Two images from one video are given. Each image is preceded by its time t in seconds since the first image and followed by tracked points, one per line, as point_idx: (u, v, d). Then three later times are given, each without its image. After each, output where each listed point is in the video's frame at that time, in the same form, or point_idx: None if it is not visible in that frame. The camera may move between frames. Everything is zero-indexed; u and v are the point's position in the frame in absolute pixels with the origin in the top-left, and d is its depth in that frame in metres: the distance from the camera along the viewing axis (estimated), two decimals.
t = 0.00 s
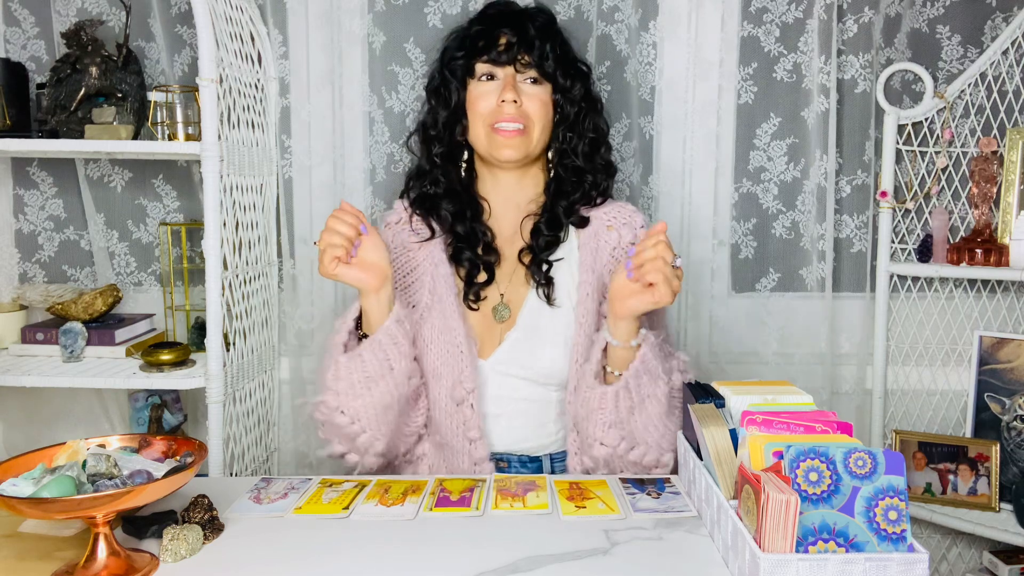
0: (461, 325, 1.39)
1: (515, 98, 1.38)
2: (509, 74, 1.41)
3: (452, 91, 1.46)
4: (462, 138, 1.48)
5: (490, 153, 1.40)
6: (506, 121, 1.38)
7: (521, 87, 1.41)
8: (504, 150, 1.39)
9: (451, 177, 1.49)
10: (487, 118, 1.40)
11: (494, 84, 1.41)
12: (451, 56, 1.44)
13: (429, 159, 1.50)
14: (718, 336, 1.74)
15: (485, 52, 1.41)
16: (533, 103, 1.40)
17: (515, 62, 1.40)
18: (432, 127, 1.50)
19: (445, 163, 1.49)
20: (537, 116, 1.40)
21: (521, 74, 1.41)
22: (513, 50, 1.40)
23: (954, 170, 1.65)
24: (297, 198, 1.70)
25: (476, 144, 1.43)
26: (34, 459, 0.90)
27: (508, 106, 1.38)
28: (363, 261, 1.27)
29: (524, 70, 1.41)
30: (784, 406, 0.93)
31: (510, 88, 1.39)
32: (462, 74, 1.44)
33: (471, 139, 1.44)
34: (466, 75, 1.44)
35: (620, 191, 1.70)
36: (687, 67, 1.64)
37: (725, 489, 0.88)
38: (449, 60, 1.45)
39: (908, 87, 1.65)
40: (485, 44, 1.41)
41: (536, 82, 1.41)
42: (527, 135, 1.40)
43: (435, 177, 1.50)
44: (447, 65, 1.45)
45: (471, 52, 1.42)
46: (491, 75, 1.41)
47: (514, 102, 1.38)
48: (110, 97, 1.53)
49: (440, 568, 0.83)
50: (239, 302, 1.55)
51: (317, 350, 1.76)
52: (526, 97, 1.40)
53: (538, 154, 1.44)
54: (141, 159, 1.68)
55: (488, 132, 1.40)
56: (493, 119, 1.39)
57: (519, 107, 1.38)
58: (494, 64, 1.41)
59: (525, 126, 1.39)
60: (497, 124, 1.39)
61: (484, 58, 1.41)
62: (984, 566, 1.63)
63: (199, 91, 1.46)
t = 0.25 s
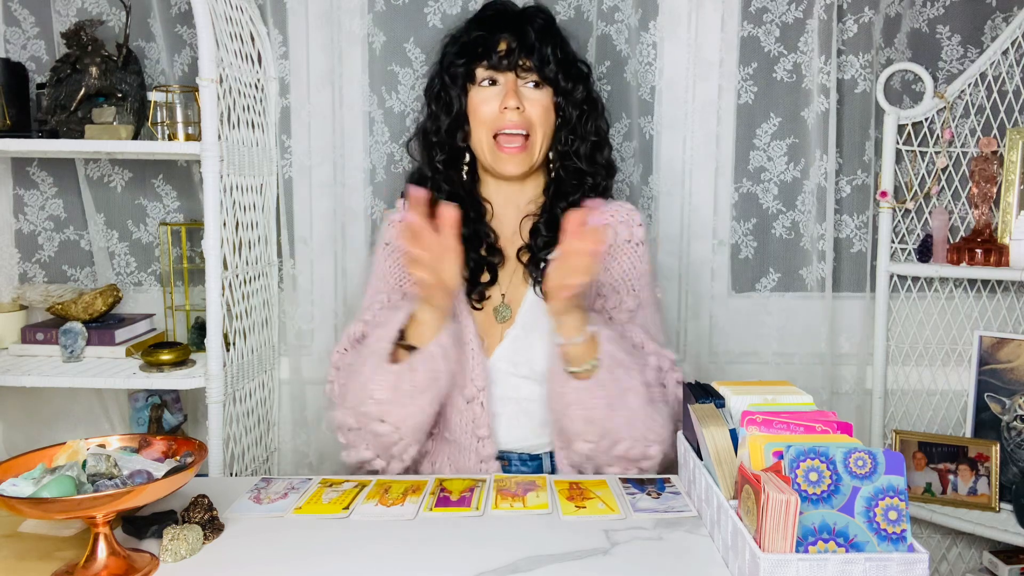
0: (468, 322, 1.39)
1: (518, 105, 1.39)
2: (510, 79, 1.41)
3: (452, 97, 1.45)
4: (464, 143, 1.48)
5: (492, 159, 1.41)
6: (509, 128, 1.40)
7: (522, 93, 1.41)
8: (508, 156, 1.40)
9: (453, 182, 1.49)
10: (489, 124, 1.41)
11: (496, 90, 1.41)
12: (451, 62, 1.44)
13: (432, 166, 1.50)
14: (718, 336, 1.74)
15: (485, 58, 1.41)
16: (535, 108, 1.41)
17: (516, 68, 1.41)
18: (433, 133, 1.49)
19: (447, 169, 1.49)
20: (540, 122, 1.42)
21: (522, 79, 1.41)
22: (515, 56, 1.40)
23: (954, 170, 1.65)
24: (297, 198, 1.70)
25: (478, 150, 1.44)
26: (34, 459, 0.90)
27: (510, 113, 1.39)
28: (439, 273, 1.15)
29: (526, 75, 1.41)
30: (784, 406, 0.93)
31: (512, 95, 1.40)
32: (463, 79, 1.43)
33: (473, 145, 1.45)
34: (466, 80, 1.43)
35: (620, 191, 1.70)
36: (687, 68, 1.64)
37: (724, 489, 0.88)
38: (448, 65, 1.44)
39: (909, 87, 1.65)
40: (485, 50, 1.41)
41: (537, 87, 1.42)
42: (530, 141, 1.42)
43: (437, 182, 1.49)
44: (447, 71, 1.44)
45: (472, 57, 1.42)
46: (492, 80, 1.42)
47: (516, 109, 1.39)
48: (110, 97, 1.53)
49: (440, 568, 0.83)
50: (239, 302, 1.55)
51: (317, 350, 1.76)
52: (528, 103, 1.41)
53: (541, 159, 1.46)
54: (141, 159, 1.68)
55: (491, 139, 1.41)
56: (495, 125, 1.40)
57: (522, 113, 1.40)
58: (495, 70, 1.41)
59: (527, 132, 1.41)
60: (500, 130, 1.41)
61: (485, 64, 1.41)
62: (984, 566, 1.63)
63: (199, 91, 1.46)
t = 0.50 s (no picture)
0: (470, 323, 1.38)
1: (517, 107, 1.38)
2: (509, 82, 1.41)
3: (451, 99, 1.45)
4: (462, 145, 1.47)
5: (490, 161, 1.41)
6: (508, 131, 1.40)
7: (521, 95, 1.41)
8: (506, 158, 1.40)
9: (452, 183, 1.48)
10: (487, 127, 1.40)
11: (495, 92, 1.41)
12: (450, 64, 1.44)
13: (431, 167, 1.50)
14: (718, 336, 1.74)
15: (484, 60, 1.41)
16: (535, 110, 1.40)
17: (516, 71, 1.40)
18: (432, 134, 1.49)
19: (446, 171, 1.49)
20: (539, 124, 1.41)
21: (521, 82, 1.41)
22: (514, 58, 1.39)
23: (954, 170, 1.65)
24: (297, 198, 1.70)
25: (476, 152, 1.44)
26: (34, 459, 0.90)
27: (509, 116, 1.39)
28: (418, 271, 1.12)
29: (525, 77, 1.41)
30: (785, 406, 0.93)
31: (512, 98, 1.39)
32: (462, 81, 1.43)
33: (472, 147, 1.44)
34: (465, 81, 1.43)
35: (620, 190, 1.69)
36: (687, 68, 1.65)
37: (725, 489, 0.88)
38: (447, 67, 1.44)
39: (909, 87, 1.65)
40: (484, 52, 1.40)
41: (537, 90, 1.41)
42: (529, 143, 1.41)
43: (436, 185, 1.49)
44: (446, 72, 1.44)
45: (471, 60, 1.42)
46: (491, 83, 1.41)
47: (515, 112, 1.38)
48: (110, 97, 1.53)
49: (440, 568, 0.83)
50: (239, 302, 1.55)
51: (317, 350, 1.76)
52: (528, 105, 1.40)
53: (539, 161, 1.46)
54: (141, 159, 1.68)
55: (489, 142, 1.41)
56: (493, 127, 1.40)
57: (521, 116, 1.39)
58: (495, 71, 1.40)
59: (525, 135, 1.40)
60: (498, 133, 1.40)
61: (484, 66, 1.41)
62: (984, 566, 1.63)
63: (199, 91, 1.46)
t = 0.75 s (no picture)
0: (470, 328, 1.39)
1: (514, 115, 1.39)
2: (506, 88, 1.40)
3: (448, 105, 1.44)
4: (461, 152, 1.47)
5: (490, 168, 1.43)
6: (506, 139, 1.41)
7: (518, 101, 1.41)
8: (505, 166, 1.42)
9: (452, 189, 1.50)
10: (486, 135, 1.42)
11: (491, 100, 1.41)
12: (447, 69, 1.43)
13: (430, 174, 1.50)
14: (718, 336, 1.74)
15: (480, 65, 1.40)
16: (532, 116, 1.41)
17: (512, 77, 1.40)
18: (430, 141, 1.48)
19: (445, 177, 1.49)
20: (537, 130, 1.42)
21: (518, 88, 1.41)
22: (510, 64, 1.39)
23: (954, 170, 1.65)
24: (297, 198, 1.70)
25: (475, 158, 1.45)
26: (34, 459, 0.90)
27: (507, 123, 1.40)
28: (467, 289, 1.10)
29: (521, 83, 1.40)
30: (784, 406, 0.93)
31: (509, 105, 1.39)
32: (459, 86, 1.43)
33: (472, 153, 1.46)
34: (462, 88, 1.43)
35: (620, 190, 1.69)
36: (686, 68, 1.65)
37: (725, 489, 0.88)
38: (443, 73, 1.43)
39: (909, 87, 1.65)
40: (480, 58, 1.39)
41: (534, 95, 1.41)
42: (527, 149, 1.42)
43: (436, 191, 1.50)
44: (441, 77, 1.44)
45: (467, 65, 1.41)
46: (488, 90, 1.41)
47: (513, 120, 1.39)
48: (110, 97, 1.53)
49: (440, 568, 0.83)
50: (239, 303, 1.55)
51: (317, 350, 1.76)
52: (524, 111, 1.41)
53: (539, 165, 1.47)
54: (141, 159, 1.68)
55: (488, 149, 1.42)
56: (492, 135, 1.41)
57: (518, 123, 1.40)
58: (491, 78, 1.40)
59: (524, 141, 1.41)
60: (497, 140, 1.41)
61: (480, 72, 1.40)
62: (984, 566, 1.63)
63: (199, 91, 1.46)
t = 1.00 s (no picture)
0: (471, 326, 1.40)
1: (515, 107, 1.41)
2: (507, 79, 1.42)
3: (448, 96, 1.45)
4: (460, 143, 1.47)
5: (489, 159, 1.44)
6: (505, 130, 1.43)
7: (519, 93, 1.43)
8: (504, 156, 1.43)
9: (451, 184, 1.50)
10: (485, 125, 1.43)
11: (492, 90, 1.43)
12: (448, 60, 1.43)
13: (427, 166, 1.50)
14: (718, 336, 1.74)
15: (482, 57, 1.41)
16: (533, 108, 1.43)
17: (514, 69, 1.41)
18: (429, 133, 1.48)
19: (443, 170, 1.49)
20: (538, 123, 1.44)
21: (519, 79, 1.42)
22: (512, 56, 1.40)
23: (954, 170, 1.65)
24: (297, 198, 1.71)
25: (474, 149, 1.47)
26: (34, 459, 0.90)
27: (507, 115, 1.42)
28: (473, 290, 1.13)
29: (523, 75, 1.42)
30: (784, 406, 0.93)
31: (510, 96, 1.41)
32: (460, 78, 1.43)
33: (470, 144, 1.47)
34: (463, 79, 1.43)
35: (620, 190, 1.69)
36: (686, 68, 1.65)
37: (724, 489, 0.88)
38: (444, 64, 1.43)
39: (909, 87, 1.65)
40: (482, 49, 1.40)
41: (535, 87, 1.43)
42: (527, 141, 1.44)
43: (433, 185, 1.50)
44: (443, 68, 1.44)
45: (468, 56, 1.42)
46: (489, 81, 1.43)
47: (513, 111, 1.41)
48: (110, 97, 1.53)
49: (441, 568, 0.83)
50: (239, 302, 1.55)
51: (317, 350, 1.76)
52: (526, 104, 1.43)
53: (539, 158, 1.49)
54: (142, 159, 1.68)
55: (487, 140, 1.44)
56: (492, 126, 1.43)
57: (519, 115, 1.42)
58: (493, 69, 1.41)
59: (524, 134, 1.44)
60: (497, 131, 1.43)
61: (482, 63, 1.42)
62: (984, 566, 1.63)
63: (199, 91, 1.46)
